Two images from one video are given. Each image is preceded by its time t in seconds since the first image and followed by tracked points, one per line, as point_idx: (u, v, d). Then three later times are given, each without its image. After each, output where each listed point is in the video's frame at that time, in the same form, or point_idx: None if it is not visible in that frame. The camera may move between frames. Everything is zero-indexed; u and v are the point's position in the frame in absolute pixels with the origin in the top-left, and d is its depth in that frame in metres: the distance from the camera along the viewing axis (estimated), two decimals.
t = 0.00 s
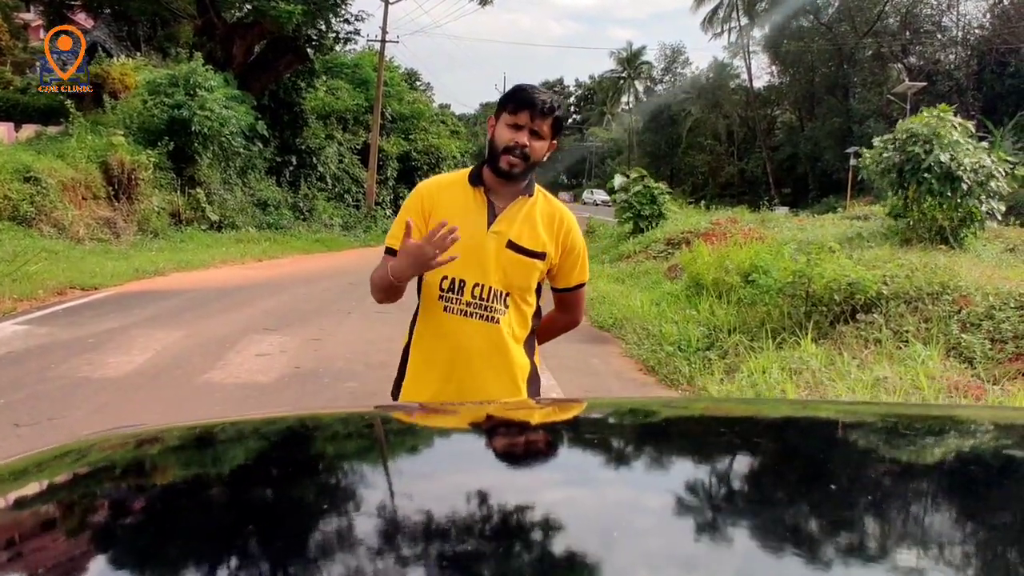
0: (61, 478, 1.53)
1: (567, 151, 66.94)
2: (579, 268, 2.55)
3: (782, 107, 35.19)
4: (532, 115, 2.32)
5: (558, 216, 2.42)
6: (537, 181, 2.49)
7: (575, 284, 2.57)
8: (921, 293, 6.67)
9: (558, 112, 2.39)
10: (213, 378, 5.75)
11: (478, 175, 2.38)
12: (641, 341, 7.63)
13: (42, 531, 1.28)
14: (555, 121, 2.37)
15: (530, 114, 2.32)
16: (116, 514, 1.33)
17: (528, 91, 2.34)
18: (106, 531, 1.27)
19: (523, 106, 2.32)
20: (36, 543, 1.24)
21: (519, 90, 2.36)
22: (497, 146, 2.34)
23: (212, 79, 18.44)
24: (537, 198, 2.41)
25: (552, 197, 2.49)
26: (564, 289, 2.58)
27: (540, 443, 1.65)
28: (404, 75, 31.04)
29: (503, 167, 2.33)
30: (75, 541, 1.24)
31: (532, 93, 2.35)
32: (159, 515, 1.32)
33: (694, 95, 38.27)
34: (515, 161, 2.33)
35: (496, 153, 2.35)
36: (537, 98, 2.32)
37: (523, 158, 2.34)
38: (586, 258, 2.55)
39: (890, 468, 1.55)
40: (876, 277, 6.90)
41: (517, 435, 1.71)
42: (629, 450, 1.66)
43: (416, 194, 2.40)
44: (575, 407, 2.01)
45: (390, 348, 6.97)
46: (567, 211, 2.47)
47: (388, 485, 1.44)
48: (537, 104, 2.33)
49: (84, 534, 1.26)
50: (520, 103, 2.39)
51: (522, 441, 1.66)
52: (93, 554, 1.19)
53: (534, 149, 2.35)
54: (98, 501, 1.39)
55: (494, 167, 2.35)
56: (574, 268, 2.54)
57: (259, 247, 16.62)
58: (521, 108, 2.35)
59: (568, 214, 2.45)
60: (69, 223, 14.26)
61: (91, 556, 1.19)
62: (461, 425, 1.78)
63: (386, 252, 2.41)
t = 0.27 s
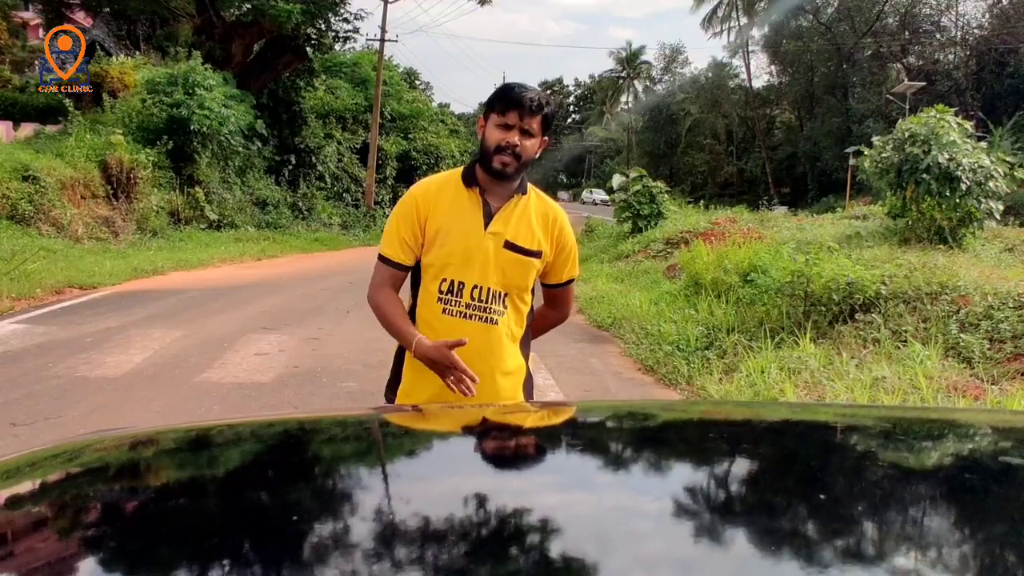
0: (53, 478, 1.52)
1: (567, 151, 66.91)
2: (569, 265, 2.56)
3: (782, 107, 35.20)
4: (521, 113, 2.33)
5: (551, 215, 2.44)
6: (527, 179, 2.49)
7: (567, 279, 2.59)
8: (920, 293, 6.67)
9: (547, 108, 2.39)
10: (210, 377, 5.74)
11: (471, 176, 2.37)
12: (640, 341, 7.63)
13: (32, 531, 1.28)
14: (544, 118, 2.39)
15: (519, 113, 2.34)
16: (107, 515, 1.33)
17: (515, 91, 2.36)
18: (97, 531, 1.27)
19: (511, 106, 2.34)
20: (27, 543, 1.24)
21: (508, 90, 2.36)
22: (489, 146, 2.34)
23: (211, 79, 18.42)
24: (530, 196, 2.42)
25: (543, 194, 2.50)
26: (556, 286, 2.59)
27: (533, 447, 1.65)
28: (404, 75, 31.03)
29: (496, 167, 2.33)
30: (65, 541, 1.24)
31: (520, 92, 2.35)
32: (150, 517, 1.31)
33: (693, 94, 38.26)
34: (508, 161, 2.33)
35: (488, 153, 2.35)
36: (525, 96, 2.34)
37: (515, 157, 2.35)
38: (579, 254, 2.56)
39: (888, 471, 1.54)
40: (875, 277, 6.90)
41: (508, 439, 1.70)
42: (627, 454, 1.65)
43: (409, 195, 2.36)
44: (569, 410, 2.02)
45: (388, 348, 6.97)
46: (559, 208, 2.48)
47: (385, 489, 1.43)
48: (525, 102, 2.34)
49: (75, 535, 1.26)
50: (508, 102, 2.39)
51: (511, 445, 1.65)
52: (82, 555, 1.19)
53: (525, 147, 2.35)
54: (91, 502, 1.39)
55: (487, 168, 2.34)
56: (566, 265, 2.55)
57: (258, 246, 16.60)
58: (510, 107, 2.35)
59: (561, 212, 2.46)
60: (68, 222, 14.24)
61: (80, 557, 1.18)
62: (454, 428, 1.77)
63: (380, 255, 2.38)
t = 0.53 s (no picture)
0: (39, 473, 1.52)
1: (566, 150, 66.81)
2: (563, 260, 2.55)
3: (780, 106, 35.17)
4: (512, 109, 2.32)
5: (544, 210, 2.43)
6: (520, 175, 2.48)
7: (561, 275, 2.59)
8: (918, 292, 6.65)
9: (537, 103, 2.38)
10: (207, 376, 5.72)
11: (462, 173, 2.35)
12: (638, 340, 7.62)
13: (15, 528, 1.27)
14: (535, 113, 2.37)
15: (510, 108, 2.32)
16: (93, 512, 1.32)
17: (506, 86, 2.34)
18: (82, 529, 1.26)
19: (502, 101, 2.32)
20: (8, 539, 1.23)
21: (497, 86, 2.35)
22: (481, 143, 2.33)
23: (209, 77, 18.39)
24: (523, 192, 2.41)
25: (537, 190, 2.49)
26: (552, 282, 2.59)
27: (524, 450, 1.63)
28: (402, 74, 30.99)
29: (488, 165, 2.31)
30: (47, 539, 1.23)
31: (510, 87, 2.34)
32: (137, 517, 1.30)
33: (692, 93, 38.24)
34: (500, 157, 2.32)
35: (479, 150, 2.33)
36: (516, 92, 2.33)
37: (507, 154, 2.33)
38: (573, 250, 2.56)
39: (885, 474, 1.53)
40: (873, 276, 6.89)
41: (499, 441, 1.68)
42: (624, 457, 1.64)
43: (401, 196, 2.35)
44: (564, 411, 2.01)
45: (386, 347, 6.96)
46: (552, 203, 2.47)
47: (381, 492, 1.42)
48: (515, 98, 2.33)
49: (58, 532, 1.25)
50: (499, 98, 2.38)
51: (502, 448, 1.63)
52: (65, 553, 1.18)
53: (517, 143, 2.34)
54: (76, 501, 1.37)
55: (479, 165, 2.33)
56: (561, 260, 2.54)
57: (256, 245, 16.57)
58: (501, 103, 2.33)
59: (554, 207, 2.46)
60: (65, 220, 14.22)
61: (63, 555, 1.18)
62: (445, 431, 1.76)
63: (373, 256, 2.37)
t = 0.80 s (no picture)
0: (29, 470, 1.51)
1: (564, 147, 66.68)
2: (560, 256, 2.54)
3: (779, 103, 35.13)
4: (509, 107, 2.30)
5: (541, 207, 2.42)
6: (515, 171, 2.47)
7: (560, 272, 2.57)
8: (917, 289, 6.64)
9: (533, 99, 2.37)
10: (205, 372, 5.71)
11: (458, 170, 2.34)
12: (637, 336, 7.61)
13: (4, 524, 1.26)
14: (532, 110, 2.36)
15: (507, 106, 2.31)
16: (83, 510, 1.31)
17: (502, 83, 2.33)
18: (72, 525, 1.25)
19: (499, 98, 2.31)
20: None
21: (493, 82, 2.33)
22: (477, 141, 2.32)
23: (207, 73, 18.34)
24: (519, 189, 2.41)
25: (533, 186, 2.48)
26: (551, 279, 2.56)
27: (521, 449, 1.61)
28: (401, 70, 30.92)
29: (484, 161, 2.30)
30: (36, 535, 1.22)
31: (506, 84, 2.33)
32: (127, 516, 1.29)
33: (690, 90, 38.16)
34: (497, 154, 2.31)
35: (476, 147, 2.32)
36: (512, 89, 2.31)
37: (504, 150, 2.32)
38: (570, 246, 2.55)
39: (884, 475, 1.52)
40: (872, 272, 6.87)
41: (494, 442, 1.65)
42: (623, 457, 1.62)
43: (397, 192, 2.34)
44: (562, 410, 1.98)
45: (384, 343, 6.95)
46: (549, 200, 2.46)
47: (378, 492, 1.41)
48: (512, 95, 2.31)
49: (46, 528, 1.24)
50: (494, 94, 2.36)
51: (498, 448, 1.61)
52: (52, 550, 1.17)
53: (514, 140, 2.33)
54: (67, 497, 1.36)
55: (475, 162, 2.32)
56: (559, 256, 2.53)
57: (254, 241, 16.55)
58: (497, 100, 2.32)
59: (550, 204, 2.45)
60: (63, 217, 14.18)
61: (50, 552, 1.17)
62: (440, 430, 1.74)
63: (368, 253, 2.35)
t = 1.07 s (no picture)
0: (24, 483, 1.48)
1: (564, 145, 66.60)
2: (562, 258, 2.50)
3: (779, 101, 35.07)
4: (507, 104, 2.27)
5: (541, 205, 2.39)
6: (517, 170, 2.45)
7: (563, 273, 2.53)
8: (917, 288, 6.61)
9: (532, 96, 2.34)
10: (203, 371, 5.70)
11: (456, 168, 2.34)
12: (636, 335, 7.60)
13: None
14: (531, 107, 2.32)
15: (505, 103, 2.27)
16: (77, 523, 1.29)
17: (501, 80, 2.29)
18: (65, 538, 1.23)
19: (497, 96, 2.28)
20: None
21: (490, 78, 2.30)
22: (474, 138, 2.30)
23: (206, 71, 18.29)
24: (518, 187, 2.39)
25: (535, 185, 2.46)
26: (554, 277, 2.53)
27: (519, 462, 1.58)
28: (400, 68, 30.87)
29: (482, 159, 2.29)
30: (29, 547, 1.20)
31: (504, 81, 2.29)
32: (124, 529, 1.27)
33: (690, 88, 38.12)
34: (494, 153, 2.29)
35: (473, 145, 2.30)
36: (510, 86, 2.28)
37: (502, 148, 2.30)
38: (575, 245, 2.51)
39: (885, 486, 1.50)
40: (872, 271, 6.83)
41: (493, 454, 1.61)
42: (624, 470, 1.59)
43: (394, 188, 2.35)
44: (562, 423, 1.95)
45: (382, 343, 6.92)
46: (551, 199, 2.44)
47: (377, 503, 1.38)
48: (511, 92, 2.28)
49: (39, 541, 1.22)
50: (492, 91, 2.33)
51: (495, 460, 1.57)
52: (44, 563, 1.16)
53: (512, 139, 2.30)
54: (62, 508, 1.34)
55: (472, 161, 2.30)
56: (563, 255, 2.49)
57: (253, 240, 16.52)
58: (495, 96, 2.29)
59: (552, 203, 2.42)
60: (62, 215, 14.15)
61: (42, 565, 1.15)
62: (438, 444, 1.69)
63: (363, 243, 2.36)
